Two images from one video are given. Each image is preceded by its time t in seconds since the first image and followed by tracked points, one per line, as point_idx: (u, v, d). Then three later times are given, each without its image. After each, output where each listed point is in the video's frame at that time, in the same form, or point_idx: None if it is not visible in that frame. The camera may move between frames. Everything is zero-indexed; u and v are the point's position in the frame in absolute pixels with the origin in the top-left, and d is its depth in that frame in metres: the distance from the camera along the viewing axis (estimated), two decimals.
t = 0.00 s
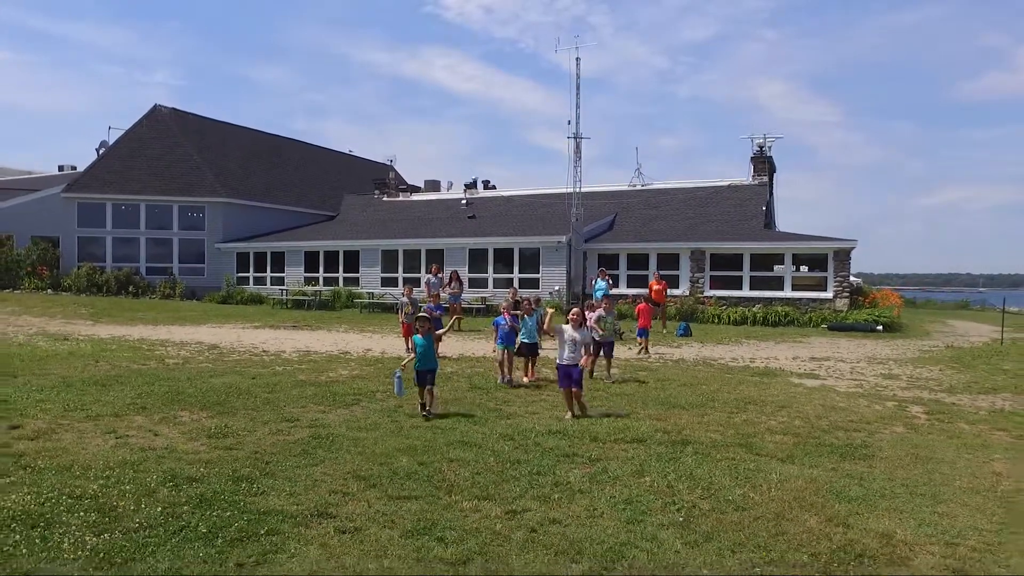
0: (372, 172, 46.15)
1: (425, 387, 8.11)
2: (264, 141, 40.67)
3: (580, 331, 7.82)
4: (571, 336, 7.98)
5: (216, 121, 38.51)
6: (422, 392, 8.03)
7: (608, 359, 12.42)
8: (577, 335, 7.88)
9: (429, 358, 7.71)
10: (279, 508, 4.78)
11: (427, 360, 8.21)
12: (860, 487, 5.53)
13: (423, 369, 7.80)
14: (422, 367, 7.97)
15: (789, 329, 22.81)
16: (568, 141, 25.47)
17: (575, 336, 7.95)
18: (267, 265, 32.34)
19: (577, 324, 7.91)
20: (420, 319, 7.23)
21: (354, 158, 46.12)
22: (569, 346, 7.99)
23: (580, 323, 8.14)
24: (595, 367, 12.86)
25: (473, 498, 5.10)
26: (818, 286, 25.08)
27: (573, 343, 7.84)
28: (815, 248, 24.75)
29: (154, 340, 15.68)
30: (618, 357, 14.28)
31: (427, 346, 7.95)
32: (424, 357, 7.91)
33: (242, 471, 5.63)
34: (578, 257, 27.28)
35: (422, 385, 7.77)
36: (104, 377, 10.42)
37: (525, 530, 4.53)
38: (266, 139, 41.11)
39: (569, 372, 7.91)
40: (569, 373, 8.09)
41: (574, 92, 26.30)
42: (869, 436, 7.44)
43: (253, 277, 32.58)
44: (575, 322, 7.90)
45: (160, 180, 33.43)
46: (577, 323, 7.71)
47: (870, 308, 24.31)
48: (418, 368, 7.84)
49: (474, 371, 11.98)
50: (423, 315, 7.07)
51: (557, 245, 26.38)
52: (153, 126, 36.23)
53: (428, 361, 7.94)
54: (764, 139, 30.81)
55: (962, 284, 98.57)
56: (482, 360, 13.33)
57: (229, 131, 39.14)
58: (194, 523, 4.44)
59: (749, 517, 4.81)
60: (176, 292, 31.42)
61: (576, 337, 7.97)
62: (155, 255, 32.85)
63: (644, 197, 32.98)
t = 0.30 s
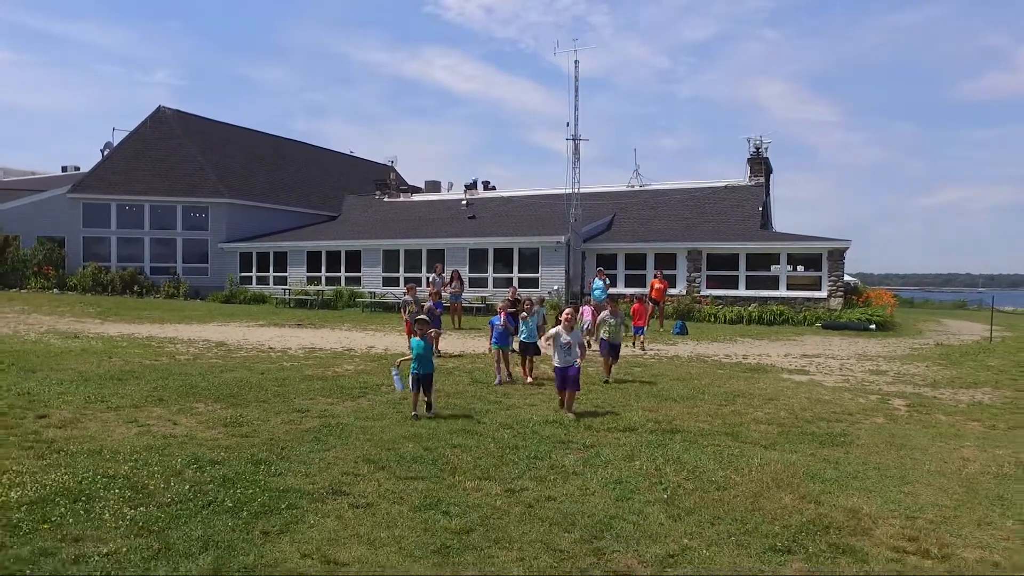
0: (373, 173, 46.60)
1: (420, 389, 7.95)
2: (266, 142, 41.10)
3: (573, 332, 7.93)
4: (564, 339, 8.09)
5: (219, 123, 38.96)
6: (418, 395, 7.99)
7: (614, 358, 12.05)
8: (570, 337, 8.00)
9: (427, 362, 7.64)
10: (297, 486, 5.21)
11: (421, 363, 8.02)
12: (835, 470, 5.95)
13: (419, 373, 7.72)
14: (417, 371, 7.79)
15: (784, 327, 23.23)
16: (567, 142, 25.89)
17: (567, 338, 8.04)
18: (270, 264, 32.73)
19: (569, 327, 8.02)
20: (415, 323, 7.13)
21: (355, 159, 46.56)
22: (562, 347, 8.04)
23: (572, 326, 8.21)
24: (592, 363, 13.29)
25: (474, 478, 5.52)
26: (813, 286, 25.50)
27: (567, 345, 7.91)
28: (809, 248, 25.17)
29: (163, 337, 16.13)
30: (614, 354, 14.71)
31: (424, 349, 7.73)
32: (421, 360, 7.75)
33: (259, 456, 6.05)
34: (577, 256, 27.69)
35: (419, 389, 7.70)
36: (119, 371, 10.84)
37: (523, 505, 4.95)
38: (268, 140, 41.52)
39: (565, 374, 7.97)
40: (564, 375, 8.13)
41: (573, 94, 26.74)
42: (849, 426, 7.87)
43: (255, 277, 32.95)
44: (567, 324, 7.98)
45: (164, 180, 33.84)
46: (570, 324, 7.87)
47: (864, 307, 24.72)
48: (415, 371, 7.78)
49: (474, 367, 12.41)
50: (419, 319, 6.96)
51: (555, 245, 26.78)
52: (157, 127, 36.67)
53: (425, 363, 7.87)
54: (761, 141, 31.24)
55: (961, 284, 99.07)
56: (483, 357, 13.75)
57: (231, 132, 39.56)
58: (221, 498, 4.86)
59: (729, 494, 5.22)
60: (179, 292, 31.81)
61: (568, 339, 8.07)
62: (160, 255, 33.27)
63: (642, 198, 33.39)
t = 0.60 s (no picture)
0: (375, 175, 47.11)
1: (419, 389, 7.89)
2: (269, 143, 41.60)
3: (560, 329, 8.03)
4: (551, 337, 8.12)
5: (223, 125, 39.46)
6: (412, 393, 8.14)
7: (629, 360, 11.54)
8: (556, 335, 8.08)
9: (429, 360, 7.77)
10: (316, 466, 5.70)
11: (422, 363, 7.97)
12: (810, 454, 6.45)
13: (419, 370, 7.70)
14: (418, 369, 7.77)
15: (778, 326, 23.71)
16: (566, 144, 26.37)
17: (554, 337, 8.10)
18: (274, 264, 33.21)
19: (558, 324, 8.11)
20: (420, 323, 7.29)
21: (357, 161, 47.05)
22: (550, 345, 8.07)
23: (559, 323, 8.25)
24: (590, 360, 13.77)
25: (477, 460, 6.02)
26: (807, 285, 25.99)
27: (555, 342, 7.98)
28: (804, 249, 25.65)
29: (174, 335, 16.64)
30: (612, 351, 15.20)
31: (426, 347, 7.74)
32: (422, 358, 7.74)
33: (279, 440, 6.54)
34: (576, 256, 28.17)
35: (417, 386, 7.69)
36: (137, 366, 11.35)
37: (522, 482, 5.45)
38: (271, 142, 42.01)
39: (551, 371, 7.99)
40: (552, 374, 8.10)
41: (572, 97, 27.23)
42: (829, 416, 8.36)
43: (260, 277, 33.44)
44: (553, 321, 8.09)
45: (169, 182, 34.33)
46: (556, 321, 8.02)
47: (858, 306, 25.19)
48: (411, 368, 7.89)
49: (476, 363, 12.90)
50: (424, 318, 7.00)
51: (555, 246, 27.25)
52: (162, 129, 37.19)
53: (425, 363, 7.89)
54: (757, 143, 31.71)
55: (961, 283, 99.48)
56: (484, 354, 14.23)
57: (235, 134, 40.06)
58: (248, 476, 5.36)
59: (711, 474, 5.71)
60: (185, 291, 32.30)
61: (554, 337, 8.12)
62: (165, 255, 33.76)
63: (641, 199, 33.86)
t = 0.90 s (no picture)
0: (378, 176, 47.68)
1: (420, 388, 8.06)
2: (273, 145, 42.16)
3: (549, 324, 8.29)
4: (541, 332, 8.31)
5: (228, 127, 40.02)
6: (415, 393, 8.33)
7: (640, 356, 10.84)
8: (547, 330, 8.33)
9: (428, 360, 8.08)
10: (336, 449, 6.26)
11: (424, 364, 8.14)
12: (788, 440, 7.01)
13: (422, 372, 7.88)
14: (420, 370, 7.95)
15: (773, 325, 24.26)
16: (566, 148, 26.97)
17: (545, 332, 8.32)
18: (279, 265, 33.75)
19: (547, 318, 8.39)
20: (422, 326, 7.47)
21: (360, 162, 47.62)
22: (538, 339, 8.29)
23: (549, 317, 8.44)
24: (588, 356, 14.31)
25: (482, 444, 6.57)
26: (802, 285, 26.54)
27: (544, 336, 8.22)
28: (798, 249, 26.21)
29: (186, 333, 17.19)
30: (609, 348, 15.74)
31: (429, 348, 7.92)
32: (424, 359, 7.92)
33: (300, 428, 7.10)
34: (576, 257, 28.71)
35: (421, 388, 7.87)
36: (156, 362, 11.90)
37: (522, 463, 6.01)
38: (274, 144, 42.56)
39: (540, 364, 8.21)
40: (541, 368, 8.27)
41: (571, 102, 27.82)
42: (811, 408, 8.90)
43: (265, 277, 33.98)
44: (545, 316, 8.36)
45: (176, 183, 34.90)
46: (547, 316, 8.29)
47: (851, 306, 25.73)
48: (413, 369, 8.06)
49: (479, 360, 13.46)
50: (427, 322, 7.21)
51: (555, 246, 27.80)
52: (168, 132, 37.75)
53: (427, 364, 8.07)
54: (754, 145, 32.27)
55: (962, 283, 99.91)
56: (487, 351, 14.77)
57: (240, 136, 40.62)
58: (275, 457, 5.92)
59: (695, 457, 6.26)
60: (191, 291, 32.84)
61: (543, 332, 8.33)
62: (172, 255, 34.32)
63: (640, 200, 34.41)
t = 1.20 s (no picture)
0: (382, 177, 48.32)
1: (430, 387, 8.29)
2: (278, 147, 42.78)
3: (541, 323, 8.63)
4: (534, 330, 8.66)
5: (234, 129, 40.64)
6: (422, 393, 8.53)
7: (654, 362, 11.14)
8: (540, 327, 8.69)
9: (435, 359, 8.31)
10: (357, 434, 6.87)
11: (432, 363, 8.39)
12: (770, 427, 7.62)
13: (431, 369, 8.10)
14: (428, 369, 8.18)
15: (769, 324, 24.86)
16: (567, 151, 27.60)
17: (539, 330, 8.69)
18: (285, 265, 34.37)
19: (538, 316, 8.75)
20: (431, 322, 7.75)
21: (364, 164, 48.25)
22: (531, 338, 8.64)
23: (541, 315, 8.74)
24: (587, 353, 14.91)
25: (489, 430, 7.18)
26: (798, 285, 27.12)
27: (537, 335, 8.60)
28: (794, 250, 26.80)
29: (200, 332, 17.82)
30: (609, 346, 16.34)
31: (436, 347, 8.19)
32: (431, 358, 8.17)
33: (321, 416, 7.71)
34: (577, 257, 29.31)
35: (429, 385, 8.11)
36: (176, 358, 12.52)
37: (525, 446, 6.63)
38: (280, 146, 43.18)
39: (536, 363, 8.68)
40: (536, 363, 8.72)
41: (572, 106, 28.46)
42: (795, 400, 9.50)
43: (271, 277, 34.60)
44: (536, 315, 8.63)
45: (184, 185, 35.53)
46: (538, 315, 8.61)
47: (846, 305, 26.32)
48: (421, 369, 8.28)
49: (483, 356, 14.07)
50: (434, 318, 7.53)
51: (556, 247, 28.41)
52: (176, 134, 38.38)
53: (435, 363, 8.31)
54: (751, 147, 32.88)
55: (962, 284, 100.46)
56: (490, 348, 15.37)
57: (246, 139, 41.25)
58: (302, 440, 6.54)
59: (683, 441, 6.88)
60: (199, 291, 33.46)
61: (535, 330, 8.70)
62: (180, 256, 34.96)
63: (640, 202, 35.02)
